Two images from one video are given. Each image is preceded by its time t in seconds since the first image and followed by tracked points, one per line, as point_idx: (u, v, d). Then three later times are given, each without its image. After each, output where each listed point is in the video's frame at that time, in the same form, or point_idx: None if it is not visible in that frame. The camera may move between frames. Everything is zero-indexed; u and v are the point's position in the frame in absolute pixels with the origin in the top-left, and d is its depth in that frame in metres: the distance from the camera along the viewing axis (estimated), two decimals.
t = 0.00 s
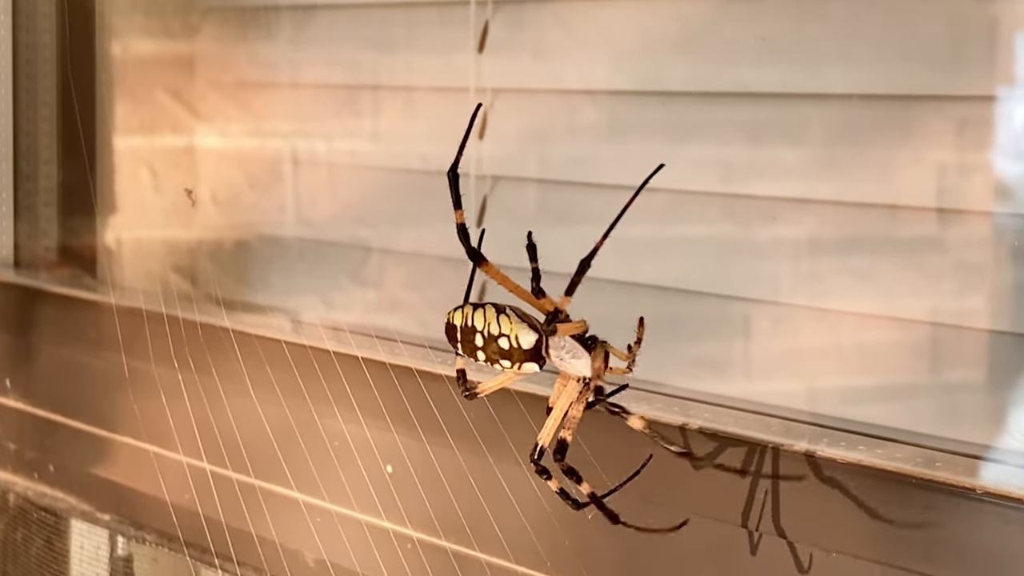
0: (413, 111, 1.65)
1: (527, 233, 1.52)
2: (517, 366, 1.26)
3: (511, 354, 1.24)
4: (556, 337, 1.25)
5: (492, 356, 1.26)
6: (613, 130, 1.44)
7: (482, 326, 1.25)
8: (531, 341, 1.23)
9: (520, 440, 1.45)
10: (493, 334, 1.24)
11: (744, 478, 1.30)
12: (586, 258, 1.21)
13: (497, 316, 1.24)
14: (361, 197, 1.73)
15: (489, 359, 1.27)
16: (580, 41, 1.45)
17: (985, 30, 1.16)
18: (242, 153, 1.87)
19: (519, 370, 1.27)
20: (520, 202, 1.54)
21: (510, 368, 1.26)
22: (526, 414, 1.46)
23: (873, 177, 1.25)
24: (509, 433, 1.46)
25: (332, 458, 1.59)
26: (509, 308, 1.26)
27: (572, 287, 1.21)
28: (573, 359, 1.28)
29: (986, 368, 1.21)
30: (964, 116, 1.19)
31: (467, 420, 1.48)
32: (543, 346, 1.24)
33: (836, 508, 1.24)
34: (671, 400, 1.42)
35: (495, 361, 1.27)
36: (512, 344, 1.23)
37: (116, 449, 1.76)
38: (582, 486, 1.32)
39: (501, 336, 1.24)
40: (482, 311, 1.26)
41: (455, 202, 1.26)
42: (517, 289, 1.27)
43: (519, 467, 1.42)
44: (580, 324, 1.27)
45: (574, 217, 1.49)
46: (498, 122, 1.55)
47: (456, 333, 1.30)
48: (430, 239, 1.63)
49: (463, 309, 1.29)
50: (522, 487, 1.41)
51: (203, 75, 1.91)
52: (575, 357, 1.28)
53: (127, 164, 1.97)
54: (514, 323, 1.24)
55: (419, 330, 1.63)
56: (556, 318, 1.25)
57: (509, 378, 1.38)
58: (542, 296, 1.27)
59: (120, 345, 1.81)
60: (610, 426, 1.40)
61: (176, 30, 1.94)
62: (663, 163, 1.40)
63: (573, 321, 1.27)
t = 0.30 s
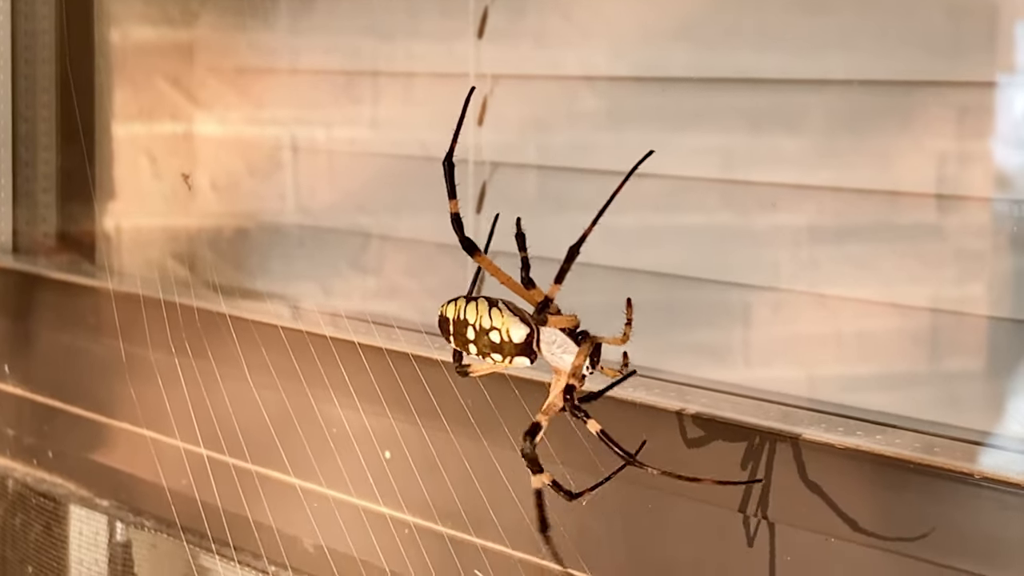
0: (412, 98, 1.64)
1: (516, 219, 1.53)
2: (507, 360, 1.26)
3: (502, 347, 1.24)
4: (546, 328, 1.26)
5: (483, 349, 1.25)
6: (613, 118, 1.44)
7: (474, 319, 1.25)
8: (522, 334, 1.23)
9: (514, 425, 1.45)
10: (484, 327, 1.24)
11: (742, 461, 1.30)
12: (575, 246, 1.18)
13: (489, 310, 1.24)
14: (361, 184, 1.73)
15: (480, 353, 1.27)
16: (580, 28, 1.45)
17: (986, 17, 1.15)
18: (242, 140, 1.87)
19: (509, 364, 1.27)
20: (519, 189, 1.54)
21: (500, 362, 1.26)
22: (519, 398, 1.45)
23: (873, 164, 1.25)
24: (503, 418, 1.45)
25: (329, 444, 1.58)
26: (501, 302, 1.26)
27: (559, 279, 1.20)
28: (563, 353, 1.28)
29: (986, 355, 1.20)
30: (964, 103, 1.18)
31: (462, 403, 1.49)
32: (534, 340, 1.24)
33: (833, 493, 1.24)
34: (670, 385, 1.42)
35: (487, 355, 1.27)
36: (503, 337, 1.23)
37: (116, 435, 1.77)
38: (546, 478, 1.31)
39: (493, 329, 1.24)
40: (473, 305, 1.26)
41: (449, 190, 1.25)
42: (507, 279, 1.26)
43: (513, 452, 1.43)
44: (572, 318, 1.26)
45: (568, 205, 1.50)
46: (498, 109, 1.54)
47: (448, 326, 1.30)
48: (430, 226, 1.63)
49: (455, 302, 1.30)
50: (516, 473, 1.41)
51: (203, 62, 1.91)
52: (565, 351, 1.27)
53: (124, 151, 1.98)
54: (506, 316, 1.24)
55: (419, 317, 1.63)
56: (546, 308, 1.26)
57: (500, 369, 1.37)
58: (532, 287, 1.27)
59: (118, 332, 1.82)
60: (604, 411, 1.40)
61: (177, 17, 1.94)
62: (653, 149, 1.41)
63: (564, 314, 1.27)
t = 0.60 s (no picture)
0: (412, 88, 1.64)
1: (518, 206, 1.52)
2: (499, 349, 1.27)
3: (495, 335, 1.25)
4: (539, 319, 1.26)
5: (476, 336, 1.27)
6: (613, 108, 1.44)
7: (470, 305, 1.26)
8: (516, 323, 1.25)
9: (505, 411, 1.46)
10: (479, 314, 1.25)
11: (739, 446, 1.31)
12: (567, 233, 1.19)
13: (486, 297, 1.25)
14: (361, 174, 1.72)
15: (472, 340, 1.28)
16: (580, 18, 1.45)
17: (986, 7, 1.15)
18: (242, 129, 1.87)
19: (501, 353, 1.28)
20: (519, 179, 1.54)
21: (492, 350, 1.28)
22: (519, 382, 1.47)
23: (873, 154, 1.25)
24: (495, 404, 1.47)
25: (327, 431, 1.59)
26: (497, 290, 1.27)
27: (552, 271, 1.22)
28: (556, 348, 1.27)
29: (985, 345, 1.21)
30: (964, 93, 1.18)
31: (454, 388, 1.50)
32: (527, 330, 1.26)
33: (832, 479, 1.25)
34: (669, 373, 1.42)
35: (479, 342, 1.28)
36: (497, 325, 1.25)
37: (116, 423, 1.77)
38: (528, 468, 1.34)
39: (487, 316, 1.25)
40: (472, 291, 1.27)
41: (451, 178, 1.25)
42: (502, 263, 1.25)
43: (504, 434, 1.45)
44: (568, 312, 1.27)
45: (570, 195, 1.49)
46: (497, 99, 1.54)
47: (444, 310, 1.31)
48: (430, 217, 1.63)
49: (451, 288, 1.31)
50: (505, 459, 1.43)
51: (203, 52, 1.91)
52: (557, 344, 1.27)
53: (124, 141, 1.98)
54: (501, 304, 1.25)
55: (417, 307, 1.63)
56: (538, 296, 1.24)
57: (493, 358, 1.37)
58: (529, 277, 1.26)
59: (118, 320, 1.82)
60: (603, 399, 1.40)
61: (176, 6, 1.93)
62: (647, 140, 1.41)
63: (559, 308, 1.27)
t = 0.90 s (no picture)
0: (412, 80, 1.64)
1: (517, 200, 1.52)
2: (501, 342, 1.26)
3: (497, 328, 1.25)
4: (540, 313, 1.26)
5: (479, 329, 1.27)
6: (613, 101, 1.44)
7: (473, 298, 1.26)
8: (517, 317, 1.24)
9: (505, 403, 1.46)
10: (482, 307, 1.25)
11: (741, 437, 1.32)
12: (567, 226, 1.19)
13: (488, 289, 1.25)
14: (361, 166, 1.72)
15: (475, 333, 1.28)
16: (580, 11, 1.45)
17: None
18: (242, 122, 1.87)
19: (503, 347, 1.28)
20: (519, 172, 1.54)
21: (494, 343, 1.27)
22: (518, 372, 1.46)
23: (872, 146, 1.25)
24: (493, 395, 1.47)
25: (328, 422, 1.60)
26: (500, 283, 1.27)
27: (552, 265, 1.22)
28: (558, 341, 1.28)
29: (984, 338, 1.21)
30: (963, 86, 1.18)
31: (453, 378, 1.50)
32: (529, 323, 1.25)
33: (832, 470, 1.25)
34: (668, 365, 1.42)
35: (482, 335, 1.28)
36: (499, 318, 1.24)
37: (116, 414, 1.78)
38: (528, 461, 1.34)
39: (489, 309, 1.25)
40: (475, 283, 1.27)
41: (455, 169, 1.25)
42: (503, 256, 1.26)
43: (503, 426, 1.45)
44: (570, 306, 1.27)
45: (569, 187, 1.49)
46: (497, 91, 1.54)
47: (448, 303, 1.31)
48: (430, 209, 1.63)
49: (456, 280, 1.31)
50: (504, 451, 1.43)
51: (203, 44, 1.91)
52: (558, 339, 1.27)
53: (125, 133, 1.97)
54: (503, 297, 1.25)
55: (417, 299, 1.62)
56: (540, 289, 1.26)
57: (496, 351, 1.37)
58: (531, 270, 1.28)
59: (118, 311, 1.82)
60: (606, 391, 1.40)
61: None
62: (647, 132, 1.41)
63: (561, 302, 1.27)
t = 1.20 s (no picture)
0: (412, 74, 1.64)
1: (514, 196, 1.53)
2: (498, 339, 1.26)
3: (495, 325, 1.24)
4: (538, 309, 1.26)
5: (475, 326, 1.26)
6: (613, 94, 1.44)
7: (469, 295, 1.25)
8: (515, 314, 1.23)
9: (499, 395, 1.46)
10: (479, 304, 1.24)
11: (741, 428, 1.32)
12: (566, 221, 1.20)
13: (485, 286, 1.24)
14: (361, 159, 1.72)
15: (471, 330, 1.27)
16: (580, 4, 1.44)
17: None
18: (241, 115, 1.87)
19: (500, 343, 1.27)
20: (519, 165, 1.54)
21: (490, 339, 1.27)
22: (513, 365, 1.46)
23: (872, 140, 1.25)
24: (489, 391, 1.47)
25: (324, 414, 1.60)
26: (496, 279, 1.26)
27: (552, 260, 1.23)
28: (555, 338, 1.28)
29: (983, 331, 1.21)
30: (963, 80, 1.18)
31: (449, 372, 1.50)
32: (526, 320, 1.25)
33: (830, 463, 1.25)
34: (667, 357, 1.42)
35: (478, 332, 1.27)
36: (496, 315, 1.24)
37: (115, 407, 1.78)
38: (524, 456, 1.35)
39: (487, 306, 1.24)
40: (471, 280, 1.26)
41: (455, 163, 1.25)
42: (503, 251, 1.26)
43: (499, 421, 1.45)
44: (566, 302, 1.28)
45: (569, 180, 1.49)
46: (497, 85, 1.54)
47: (444, 299, 1.29)
48: (429, 202, 1.63)
49: (451, 276, 1.29)
50: (498, 444, 1.44)
51: (203, 37, 1.91)
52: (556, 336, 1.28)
53: (123, 127, 1.98)
54: (501, 294, 1.24)
55: (416, 292, 1.63)
56: (537, 286, 1.26)
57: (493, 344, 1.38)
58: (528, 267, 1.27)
59: (118, 303, 1.82)
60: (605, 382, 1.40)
61: None
62: (644, 127, 1.41)
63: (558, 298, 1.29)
